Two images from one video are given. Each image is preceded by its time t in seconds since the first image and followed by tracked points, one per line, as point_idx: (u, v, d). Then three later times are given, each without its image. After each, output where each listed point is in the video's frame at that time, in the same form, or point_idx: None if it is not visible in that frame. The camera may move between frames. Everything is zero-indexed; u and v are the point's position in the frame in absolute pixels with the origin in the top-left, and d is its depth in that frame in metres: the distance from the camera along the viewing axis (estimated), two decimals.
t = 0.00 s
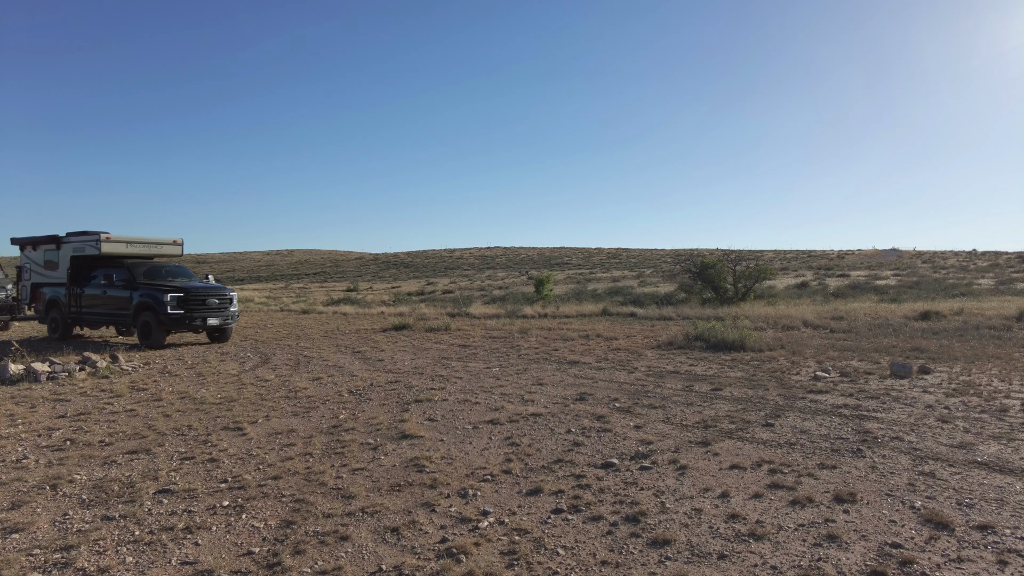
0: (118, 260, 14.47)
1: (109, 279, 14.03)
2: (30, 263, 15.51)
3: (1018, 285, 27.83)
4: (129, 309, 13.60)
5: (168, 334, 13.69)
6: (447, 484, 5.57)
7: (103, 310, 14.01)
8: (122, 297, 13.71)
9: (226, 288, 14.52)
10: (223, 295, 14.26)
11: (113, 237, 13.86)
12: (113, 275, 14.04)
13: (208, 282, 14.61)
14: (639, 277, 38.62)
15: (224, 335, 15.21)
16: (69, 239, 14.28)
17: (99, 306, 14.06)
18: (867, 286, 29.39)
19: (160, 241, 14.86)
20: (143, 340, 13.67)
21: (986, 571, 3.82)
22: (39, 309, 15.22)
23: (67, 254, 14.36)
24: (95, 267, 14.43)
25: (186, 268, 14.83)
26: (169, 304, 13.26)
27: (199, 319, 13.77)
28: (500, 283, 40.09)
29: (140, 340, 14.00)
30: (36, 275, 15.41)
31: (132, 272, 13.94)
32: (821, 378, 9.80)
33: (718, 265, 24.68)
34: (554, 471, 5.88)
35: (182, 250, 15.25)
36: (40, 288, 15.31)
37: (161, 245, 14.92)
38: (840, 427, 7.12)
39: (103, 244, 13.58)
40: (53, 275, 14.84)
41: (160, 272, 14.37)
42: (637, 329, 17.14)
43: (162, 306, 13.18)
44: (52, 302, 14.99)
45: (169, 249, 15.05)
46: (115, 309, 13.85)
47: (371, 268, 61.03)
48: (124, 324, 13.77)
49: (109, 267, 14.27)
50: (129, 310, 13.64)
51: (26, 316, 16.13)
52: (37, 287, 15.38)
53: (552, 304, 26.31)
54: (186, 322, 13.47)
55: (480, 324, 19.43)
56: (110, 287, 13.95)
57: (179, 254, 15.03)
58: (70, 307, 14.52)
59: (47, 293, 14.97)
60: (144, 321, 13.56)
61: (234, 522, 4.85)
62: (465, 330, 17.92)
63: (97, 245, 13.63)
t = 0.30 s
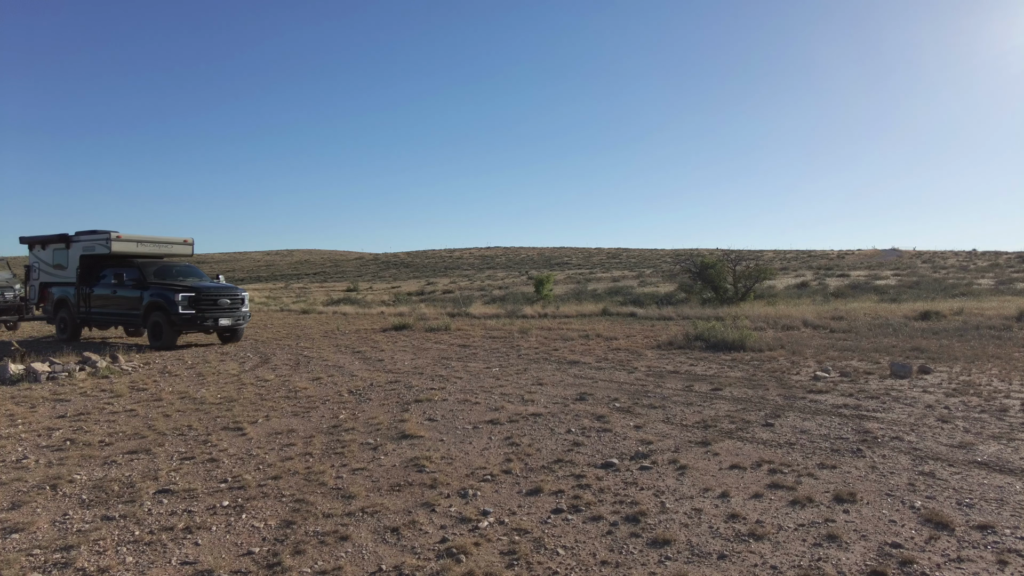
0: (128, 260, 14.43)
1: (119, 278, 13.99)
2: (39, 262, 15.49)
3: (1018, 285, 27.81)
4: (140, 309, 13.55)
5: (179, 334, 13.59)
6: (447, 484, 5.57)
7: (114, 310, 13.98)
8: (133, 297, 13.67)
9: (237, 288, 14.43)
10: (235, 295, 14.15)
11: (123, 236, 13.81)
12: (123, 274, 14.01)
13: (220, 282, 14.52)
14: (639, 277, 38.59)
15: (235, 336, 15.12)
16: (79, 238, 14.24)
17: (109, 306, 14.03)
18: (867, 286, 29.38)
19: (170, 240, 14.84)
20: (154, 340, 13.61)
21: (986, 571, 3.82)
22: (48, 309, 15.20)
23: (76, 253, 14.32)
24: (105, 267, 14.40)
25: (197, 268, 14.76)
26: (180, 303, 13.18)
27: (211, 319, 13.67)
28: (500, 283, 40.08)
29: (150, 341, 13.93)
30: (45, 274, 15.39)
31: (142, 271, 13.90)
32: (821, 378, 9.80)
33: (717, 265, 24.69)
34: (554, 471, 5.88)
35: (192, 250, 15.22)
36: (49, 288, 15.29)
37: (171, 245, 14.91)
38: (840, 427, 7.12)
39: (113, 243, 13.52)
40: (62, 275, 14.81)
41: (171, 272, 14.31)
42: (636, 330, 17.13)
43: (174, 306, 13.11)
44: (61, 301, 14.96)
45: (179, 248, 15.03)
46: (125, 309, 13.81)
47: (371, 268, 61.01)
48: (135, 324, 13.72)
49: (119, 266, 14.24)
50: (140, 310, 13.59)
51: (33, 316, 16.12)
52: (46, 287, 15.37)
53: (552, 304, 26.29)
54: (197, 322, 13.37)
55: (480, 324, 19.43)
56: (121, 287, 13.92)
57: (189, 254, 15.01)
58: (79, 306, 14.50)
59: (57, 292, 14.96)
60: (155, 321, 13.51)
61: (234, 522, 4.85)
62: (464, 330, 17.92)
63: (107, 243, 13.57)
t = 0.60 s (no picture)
0: (137, 259, 14.39)
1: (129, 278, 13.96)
2: (47, 262, 15.49)
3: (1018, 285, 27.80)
4: (151, 309, 13.52)
5: (190, 335, 13.54)
6: (447, 484, 5.57)
7: (123, 310, 13.97)
8: (143, 297, 13.64)
9: (249, 288, 14.34)
10: (247, 295, 14.07)
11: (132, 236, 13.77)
12: (133, 274, 13.98)
13: (231, 282, 14.43)
14: (639, 277, 38.57)
15: (247, 336, 15.05)
16: (88, 237, 14.23)
17: (119, 307, 14.01)
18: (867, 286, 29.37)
19: (179, 238, 14.80)
20: (166, 341, 13.58)
21: (986, 571, 3.82)
22: (56, 309, 15.18)
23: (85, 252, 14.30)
24: (114, 266, 14.37)
25: (207, 267, 14.70)
26: (191, 304, 13.14)
27: (223, 320, 13.61)
28: (500, 283, 40.07)
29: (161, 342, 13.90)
30: (53, 274, 15.38)
31: (152, 271, 13.87)
32: (821, 378, 9.80)
33: (717, 265, 24.69)
34: (554, 471, 5.88)
35: (202, 249, 15.17)
36: (57, 288, 15.28)
37: (180, 243, 14.88)
38: (840, 427, 7.12)
39: (123, 242, 13.48)
40: (70, 275, 14.79)
41: (181, 271, 14.27)
42: (636, 329, 17.12)
43: (185, 306, 13.07)
44: (69, 302, 14.95)
45: (189, 248, 15.00)
46: (134, 309, 13.79)
47: (371, 268, 60.99)
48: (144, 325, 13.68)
49: (128, 266, 14.21)
50: (150, 310, 13.57)
51: (41, 317, 16.13)
52: (54, 287, 15.35)
53: (552, 304, 26.28)
54: (209, 323, 13.31)
55: (480, 324, 19.42)
56: (130, 287, 13.89)
57: (198, 252, 14.98)
58: (88, 307, 14.48)
59: (65, 292, 14.94)
60: (166, 321, 13.48)
61: (234, 522, 4.84)
62: (464, 330, 17.92)
63: (116, 242, 13.52)
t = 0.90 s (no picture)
0: (146, 259, 14.36)
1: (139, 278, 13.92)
2: (56, 262, 15.48)
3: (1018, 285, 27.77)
4: (162, 309, 13.47)
5: (202, 335, 13.47)
6: (447, 484, 5.57)
7: (134, 310, 13.94)
8: (153, 297, 13.59)
9: (262, 288, 14.22)
10: (259, 296, 13.96)
11: (142, 235, 13.75)
12: (143, 274, 13.93)
13: (243, 282, 14.33)
14: (639, 277, 38.56)
15: (258, 337, 14.95)
16: (97, 237, 14.21)
17: (129, 307, 13.97)
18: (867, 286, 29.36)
19: (190, 237, 14.79)
20: (177, 342, 13.53)
21: (986, 571, 3.82)
22: (65, 309, 15.18)
23: (94, 252, 14.29)
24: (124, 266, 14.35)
25: (218, 267, 14.61)
26: (203, 304, 13.07)
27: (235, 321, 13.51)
28: (500, 283, 40.04)
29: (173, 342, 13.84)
30: (61, 274, 15.38)
31: (162, 270, 13.82)
32: (821, 378, 9.79)
33: (717, 265, 24.69)
34: (554, 471, 5.88)
35: (212, 249, 15.14)
36: (65, 288, 15.30)
37: (191, 242, 14.87)
38: (840, 427, 7.12)
39: (133, 242, 13.45)
40: (79, 275, 14.79)
41: (192, 271, 14.20)
42: (636, 330, 17.11)
43: (197, 306, 13.00)
44: (78, 302, 14.94)
45: (199, 247, 14.99)
46: (145, 309, 13.76)
47: (371, 268, 60.98)
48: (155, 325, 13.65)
49: (138, 266, 14.18)
50: (161, 310, 13.53)
51: (49, 317, 16.17)
52: (63, 287, 15.35)
53: (552, 304, 26.27)
54: (221, 324, 13.23)
55: (480, 324, 19.42)
56: (141, 287, 13.85)
57: (208, 252, 14.97)
58: (97, 307, 14.47)
59: (74, 292, 14.94)
60: (177, 322, 13.44)
61: (234, 522, 4.84)
62: (464, 330, 17.92)
63: (126, 242, 13.50)
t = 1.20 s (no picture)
0: (156, 258, 14.30)
1: (149, 277, 13.87)
2: (64, 262, 15.48)
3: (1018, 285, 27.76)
4: (173, 310, 13.41)
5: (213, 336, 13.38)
6: (447, 484, 5.57)
7: (144, 310, 13.90)
8: (164, 297, 13.53)
9: (274, 288, 14.10)
10: (272, 296, 13.84)
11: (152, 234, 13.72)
12: (154, 273, 13.88)
13: (255, 281, 14.22)
14: (639, 277, 38.56)
15: (271, 338, 14.83)
16: (107, 236, 14.17)
17: (139, 308, 13.94)
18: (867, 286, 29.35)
19: (201, 237, 14.76)
20: (188, 343, 13.46)
21: (986, 571, 3.82)
22: (74, 309, 15.16)
23: (104, 252, 14.26)
24: (133, 266, 14.32)
25: (229, 267, 14.52)
26: (215, 304, 12.97)
27: (247, 321, 13.41)
28: (500, 283, 40.05)
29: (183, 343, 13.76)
30: (70, 274, 15.37)
31: (174, 269, 13.76)
32: (821, 378, 9.79)
33: (717, 265, 24.70)
34: (554, 471, 5.88)
35: (223, 249, 15.12)
36: (74, 288, 15.29)
37: (201, 242, 14.85)
38: (840, 427, 7.12)
39: (143, 241, 13.42)
40: (88, 275, 14.77)
41: (203, 271, 14.12)
42: (636, 329, 17.11)
43: (209, 306, 12.91)
44: (87, 302, 14.91)
45: (210, 246, 14.97)
46: (155, 309, 13.71)
47: (371, 268, 60.98)
48: (166, 326, 13.59)
49: (148, 265, 14.13)
50: (173, 310, 13.47)
51: (57, 317, 16.21)
52: (71, 287, 15.33)
53: (552, 304, 26.28)
54: (233, 324, 13.13)
55: (479, 324, 19.42)
56: (151, 287, 13.80)
57: (219, 251, 14.94)
58: (106, 307, 14.44)
59: (82, 293, 14.91)
60: (189, 322, 13.36)
61: (234, 522, 4.84)
62: (464, 330, 17.93)
63: (136, 241, 13.47)
